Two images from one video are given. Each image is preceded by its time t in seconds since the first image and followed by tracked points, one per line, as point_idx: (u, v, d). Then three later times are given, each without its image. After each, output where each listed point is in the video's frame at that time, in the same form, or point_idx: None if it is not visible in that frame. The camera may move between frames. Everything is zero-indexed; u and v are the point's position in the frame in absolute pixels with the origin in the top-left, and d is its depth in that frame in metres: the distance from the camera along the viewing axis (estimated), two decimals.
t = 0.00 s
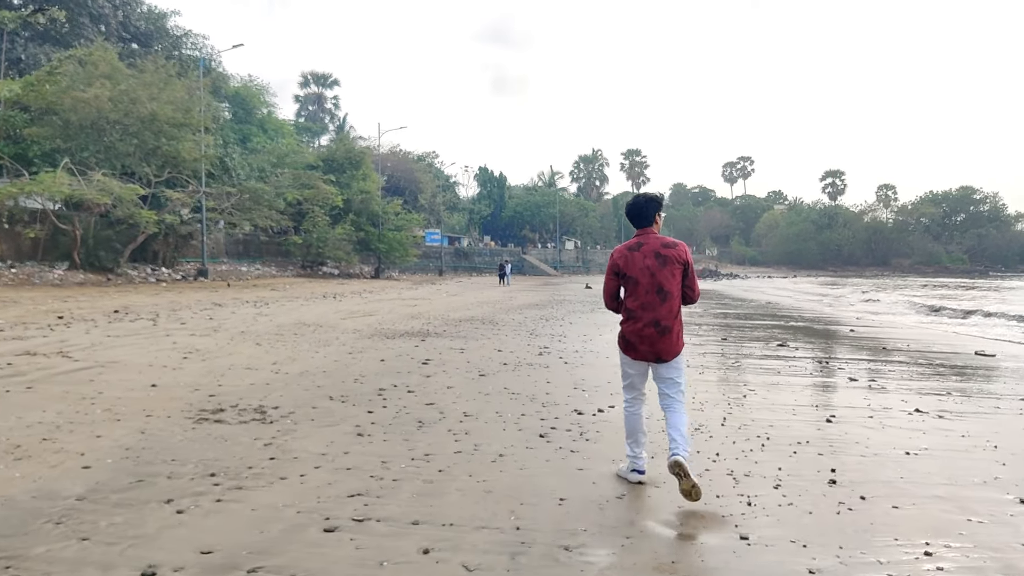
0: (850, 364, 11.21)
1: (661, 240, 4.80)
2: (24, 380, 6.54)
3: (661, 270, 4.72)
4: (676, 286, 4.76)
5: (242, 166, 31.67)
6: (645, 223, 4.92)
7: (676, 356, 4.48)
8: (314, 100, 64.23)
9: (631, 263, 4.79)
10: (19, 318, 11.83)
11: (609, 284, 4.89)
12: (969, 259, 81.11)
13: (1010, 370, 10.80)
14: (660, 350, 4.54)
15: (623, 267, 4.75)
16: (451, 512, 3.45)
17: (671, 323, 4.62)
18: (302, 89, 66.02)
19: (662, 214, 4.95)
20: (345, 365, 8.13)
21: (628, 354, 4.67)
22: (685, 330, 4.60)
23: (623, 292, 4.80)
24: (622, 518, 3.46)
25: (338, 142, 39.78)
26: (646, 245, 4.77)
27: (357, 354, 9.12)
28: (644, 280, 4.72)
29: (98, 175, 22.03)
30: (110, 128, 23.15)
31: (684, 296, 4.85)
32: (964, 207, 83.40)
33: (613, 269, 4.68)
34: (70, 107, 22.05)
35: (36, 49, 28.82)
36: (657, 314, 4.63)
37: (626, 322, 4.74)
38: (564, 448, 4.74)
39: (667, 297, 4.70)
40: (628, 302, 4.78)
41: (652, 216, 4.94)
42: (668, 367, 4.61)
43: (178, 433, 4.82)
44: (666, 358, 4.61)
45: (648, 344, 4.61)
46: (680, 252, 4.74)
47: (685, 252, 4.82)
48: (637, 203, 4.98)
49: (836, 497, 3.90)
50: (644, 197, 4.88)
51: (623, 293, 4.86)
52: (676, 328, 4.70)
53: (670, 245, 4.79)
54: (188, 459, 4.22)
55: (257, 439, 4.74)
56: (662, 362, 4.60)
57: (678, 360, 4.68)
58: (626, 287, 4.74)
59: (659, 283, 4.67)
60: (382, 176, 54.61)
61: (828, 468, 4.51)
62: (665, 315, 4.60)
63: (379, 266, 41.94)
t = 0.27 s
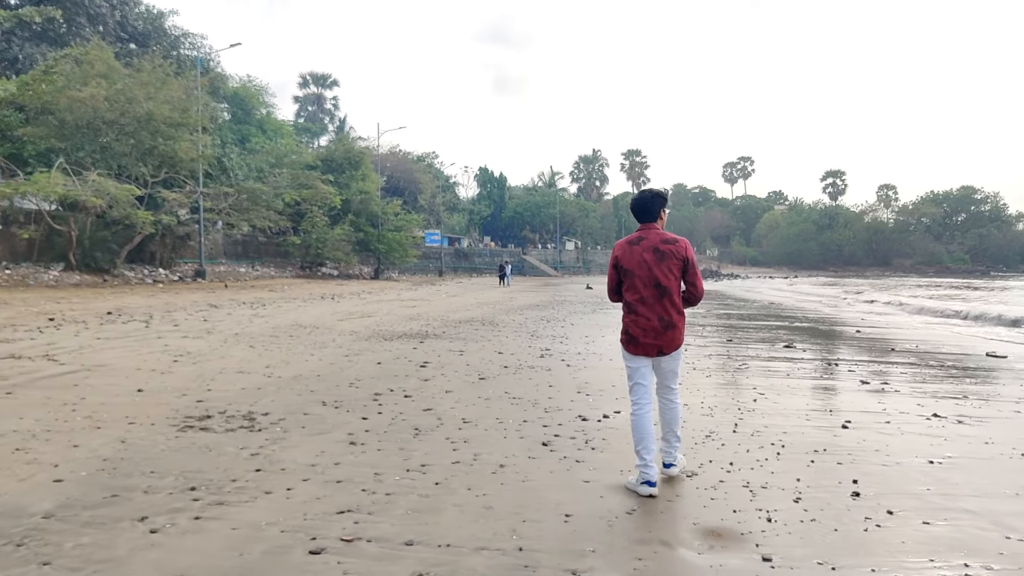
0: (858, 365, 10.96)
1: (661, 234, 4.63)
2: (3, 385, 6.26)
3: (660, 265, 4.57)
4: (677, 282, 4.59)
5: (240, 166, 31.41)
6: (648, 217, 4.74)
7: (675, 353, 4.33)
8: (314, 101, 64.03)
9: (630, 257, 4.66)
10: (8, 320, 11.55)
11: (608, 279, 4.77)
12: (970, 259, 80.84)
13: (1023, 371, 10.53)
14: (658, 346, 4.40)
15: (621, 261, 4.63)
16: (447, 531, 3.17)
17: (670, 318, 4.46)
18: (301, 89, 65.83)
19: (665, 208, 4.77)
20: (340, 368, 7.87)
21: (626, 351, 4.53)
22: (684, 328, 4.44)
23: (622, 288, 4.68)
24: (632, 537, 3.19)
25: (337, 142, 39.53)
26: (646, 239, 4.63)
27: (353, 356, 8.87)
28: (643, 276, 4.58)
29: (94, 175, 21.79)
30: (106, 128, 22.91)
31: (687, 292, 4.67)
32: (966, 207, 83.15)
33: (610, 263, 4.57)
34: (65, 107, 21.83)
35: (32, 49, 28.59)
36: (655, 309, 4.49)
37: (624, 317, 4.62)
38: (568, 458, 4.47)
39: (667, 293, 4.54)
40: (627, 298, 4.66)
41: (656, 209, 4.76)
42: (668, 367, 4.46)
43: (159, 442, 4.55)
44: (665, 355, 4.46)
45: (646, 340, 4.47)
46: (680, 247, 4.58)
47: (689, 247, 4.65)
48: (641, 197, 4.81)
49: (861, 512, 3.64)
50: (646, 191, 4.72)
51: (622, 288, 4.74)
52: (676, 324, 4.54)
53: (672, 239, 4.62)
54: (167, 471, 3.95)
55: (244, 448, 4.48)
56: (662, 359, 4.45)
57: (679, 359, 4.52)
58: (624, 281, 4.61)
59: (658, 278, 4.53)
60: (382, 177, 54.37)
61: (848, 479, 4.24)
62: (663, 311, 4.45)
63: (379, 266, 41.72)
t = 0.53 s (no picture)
0: (866, 369, 10.71)
1: (676, 245, 4.65)
2: None
3: (672, 276, 4.61)
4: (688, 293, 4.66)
5: (237, 164, 31.06)
6: (664, 227, 4.77)
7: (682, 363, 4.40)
8: (313, 99, 63.71)
9: (643, 267, 4.71)
10: None
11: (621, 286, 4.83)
12: (970, 262, 80.75)
13: None
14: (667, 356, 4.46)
15: (634, 270, 4.68)
16: (443, 559, 2.91)
17: (679, 329, 4.52)
18: (300, 88, 65.53)
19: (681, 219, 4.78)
20: (334, 372, 7.59)
21: (634, 359, 4.61)
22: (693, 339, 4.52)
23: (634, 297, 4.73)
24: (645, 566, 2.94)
25: (335, 141, 39.23)
26: (660, 250, 4.66)
27: (348, 360, 8.60)
28: (655, 285, 4.64)
29: (87, 172, 21.46)
30: (100, 125, 22.59)
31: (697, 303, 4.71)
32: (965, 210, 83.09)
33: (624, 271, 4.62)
34: (59, 103, 21.51)
35: (27, 45, 28.24)
36: (664, 319, 4.55)
37: (634, 325, 4.69)
38: (573, 472, 4.21)
39: (678, 304, 4.62)
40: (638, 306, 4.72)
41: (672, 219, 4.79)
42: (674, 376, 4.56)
43: (136, 455, 4.27)
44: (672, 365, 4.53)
45: (655, 349, 4.54)
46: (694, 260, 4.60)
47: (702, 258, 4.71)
48: (657, 206, 4.83)
49: (888, 536, 3.39)
50: (663, 202, 4.72)
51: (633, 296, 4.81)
52: (684, 335, 4.61)
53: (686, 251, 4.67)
54: (142, 488, 3.67)
55: (227, 462, 4.21)
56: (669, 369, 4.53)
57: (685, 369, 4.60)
58: (636, 290, 4.67)
59: (671, 289, 4.59)
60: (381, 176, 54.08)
61: (870, 498, 4.00)
62: (673, 321, 4.50)
63: (377, 267, 41.42)
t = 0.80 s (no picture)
0: (877, 371, 10.45)
1: (684, 240, 4.87)
2: None
3: (681, 270, 4.82)
4: (696, 286, 4.86)
5: (237, 166, 30.93)
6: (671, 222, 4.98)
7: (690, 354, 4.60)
8: (313, 101, 63.63)
9: (652, 261, 4.91)
10: None
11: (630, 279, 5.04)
12: (974, 261, 80.13)
13: None
14: (674, 347, 4.65)
15: (645, 264, 4.87)
16: None
17: (687, 321, 4.73)
18: (301, 89, 65.49)
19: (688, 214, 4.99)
20: (331, 376, 7.38)
21: (644, 349, 4.83)
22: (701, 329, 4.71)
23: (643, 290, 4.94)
24: None
25: (336, 142, 39.12)
26: (669, 244, 4.85)
27: (346, 364, 8.37)
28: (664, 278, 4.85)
29: (86, 174, 21.31)
30: (99, 127, 22.45)
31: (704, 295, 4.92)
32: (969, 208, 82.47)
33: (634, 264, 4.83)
34: (58, 105, 21.39)
35: (26, 47, 28.14)
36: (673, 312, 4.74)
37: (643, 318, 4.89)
38: (579, 485, 3.97)
39: (686, 296, 4.82)
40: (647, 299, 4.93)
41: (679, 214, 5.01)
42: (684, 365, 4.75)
43: (117, 468, 4.04)
44: (681, 356, 4.73)
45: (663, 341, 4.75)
46: (702, 253, 4.81)
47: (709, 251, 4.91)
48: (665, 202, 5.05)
49: (920, 557, 3.15)
50: (671, 196, 4.92)
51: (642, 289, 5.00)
52: (691, 327, 4.81)
53: (693, 244, 4.89)
54: (119, 505, 3.43)
55: (212, 475, 3.97)
56: (678, 360, 4.74)
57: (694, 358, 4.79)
58: (647, 283, 4.87)
59: (679, 281, 4.79)
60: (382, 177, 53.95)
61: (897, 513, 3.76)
62: (682, 314, 4.72)
63: (378, 268, 41.23)
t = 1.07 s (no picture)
0: (887, 374, 10.18)
1: (681, 249, 5.10)
2: None
3: (680, 278, 5.05)
4: (694, 294, 5.09)
5: (235, 164, 30.62)
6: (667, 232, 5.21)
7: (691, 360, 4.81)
8: (313, 100, 63.33)
9: (651, 270, 5.14)
10: None
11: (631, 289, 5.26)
12: (975, 262, 79.79)
13: None
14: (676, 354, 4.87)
15: (644, 274, 5.09)
16: None
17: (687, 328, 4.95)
18: (300, 88, 65.20)
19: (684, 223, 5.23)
20: (324, 381, 7.09)
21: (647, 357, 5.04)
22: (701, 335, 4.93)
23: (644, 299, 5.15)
24: None
25: (335, 141, 38.81)
26: (668, 254, 5.08)
27: (341, 367, 8.09)
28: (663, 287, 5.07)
29: (80, 172, 21.00)
30: (94, 125, 22.15)
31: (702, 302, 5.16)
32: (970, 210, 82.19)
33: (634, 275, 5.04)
34: (52, 102, 21.08)
35: (22, 44, 27.83)
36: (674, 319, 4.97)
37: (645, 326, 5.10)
38: (585, 503, 3.68)
39: (685, 303, 5.04)
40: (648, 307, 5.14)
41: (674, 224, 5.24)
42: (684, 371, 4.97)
43: (88, 483, 3.75)
44: (682, 362, 4.95)
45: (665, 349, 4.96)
46: (699, 262, 5.04)
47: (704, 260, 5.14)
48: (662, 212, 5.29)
49: None
50: (667, 207, 5.15)
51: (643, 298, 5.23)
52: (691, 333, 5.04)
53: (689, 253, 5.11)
54: (84, 527, 3.15)
55: (190, 492, 3.68)
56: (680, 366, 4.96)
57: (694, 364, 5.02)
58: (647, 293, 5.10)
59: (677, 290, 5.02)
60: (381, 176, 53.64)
61: (932, 535, 3.45)
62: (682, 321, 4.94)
63: (377, 268, 40.90)
